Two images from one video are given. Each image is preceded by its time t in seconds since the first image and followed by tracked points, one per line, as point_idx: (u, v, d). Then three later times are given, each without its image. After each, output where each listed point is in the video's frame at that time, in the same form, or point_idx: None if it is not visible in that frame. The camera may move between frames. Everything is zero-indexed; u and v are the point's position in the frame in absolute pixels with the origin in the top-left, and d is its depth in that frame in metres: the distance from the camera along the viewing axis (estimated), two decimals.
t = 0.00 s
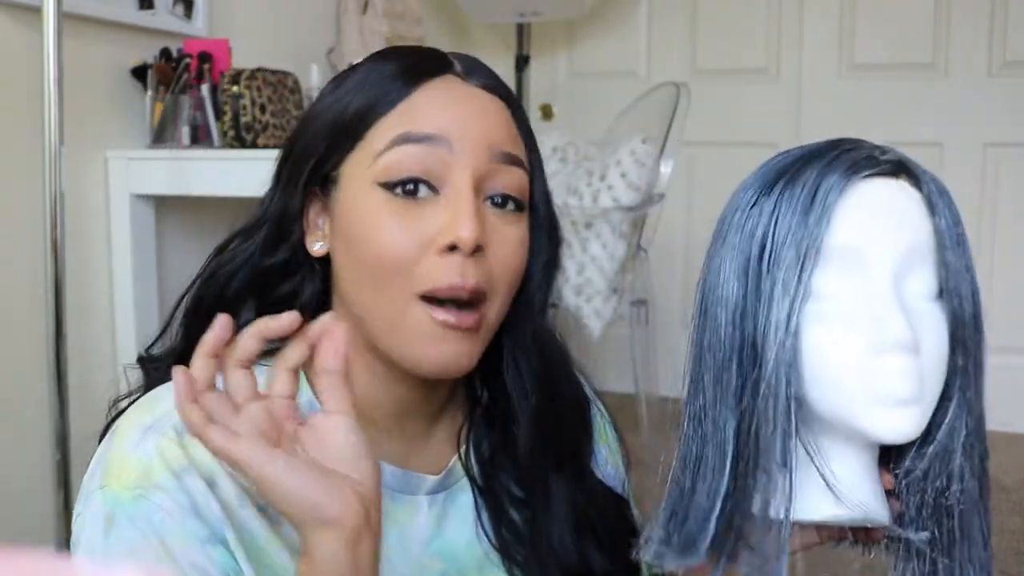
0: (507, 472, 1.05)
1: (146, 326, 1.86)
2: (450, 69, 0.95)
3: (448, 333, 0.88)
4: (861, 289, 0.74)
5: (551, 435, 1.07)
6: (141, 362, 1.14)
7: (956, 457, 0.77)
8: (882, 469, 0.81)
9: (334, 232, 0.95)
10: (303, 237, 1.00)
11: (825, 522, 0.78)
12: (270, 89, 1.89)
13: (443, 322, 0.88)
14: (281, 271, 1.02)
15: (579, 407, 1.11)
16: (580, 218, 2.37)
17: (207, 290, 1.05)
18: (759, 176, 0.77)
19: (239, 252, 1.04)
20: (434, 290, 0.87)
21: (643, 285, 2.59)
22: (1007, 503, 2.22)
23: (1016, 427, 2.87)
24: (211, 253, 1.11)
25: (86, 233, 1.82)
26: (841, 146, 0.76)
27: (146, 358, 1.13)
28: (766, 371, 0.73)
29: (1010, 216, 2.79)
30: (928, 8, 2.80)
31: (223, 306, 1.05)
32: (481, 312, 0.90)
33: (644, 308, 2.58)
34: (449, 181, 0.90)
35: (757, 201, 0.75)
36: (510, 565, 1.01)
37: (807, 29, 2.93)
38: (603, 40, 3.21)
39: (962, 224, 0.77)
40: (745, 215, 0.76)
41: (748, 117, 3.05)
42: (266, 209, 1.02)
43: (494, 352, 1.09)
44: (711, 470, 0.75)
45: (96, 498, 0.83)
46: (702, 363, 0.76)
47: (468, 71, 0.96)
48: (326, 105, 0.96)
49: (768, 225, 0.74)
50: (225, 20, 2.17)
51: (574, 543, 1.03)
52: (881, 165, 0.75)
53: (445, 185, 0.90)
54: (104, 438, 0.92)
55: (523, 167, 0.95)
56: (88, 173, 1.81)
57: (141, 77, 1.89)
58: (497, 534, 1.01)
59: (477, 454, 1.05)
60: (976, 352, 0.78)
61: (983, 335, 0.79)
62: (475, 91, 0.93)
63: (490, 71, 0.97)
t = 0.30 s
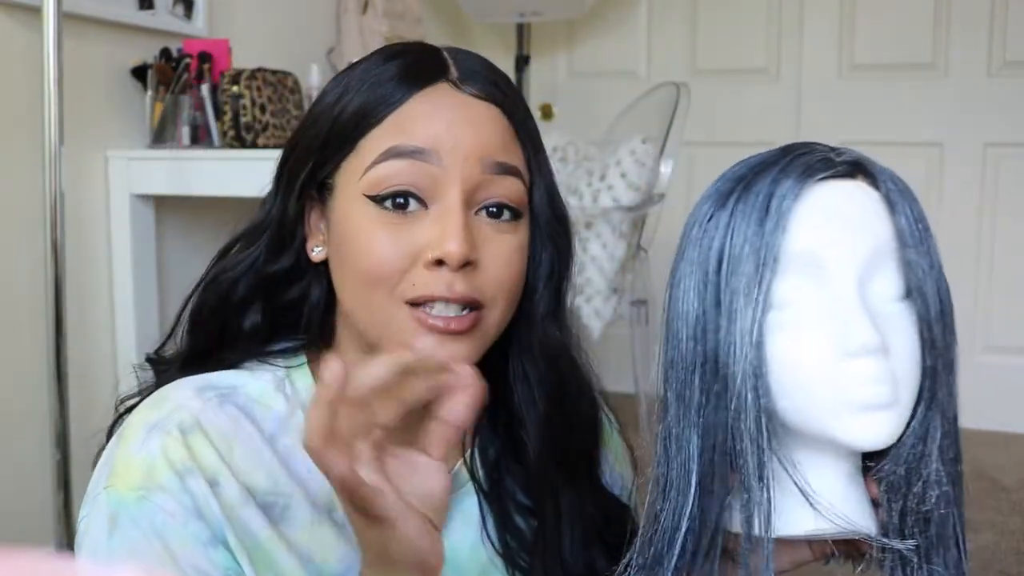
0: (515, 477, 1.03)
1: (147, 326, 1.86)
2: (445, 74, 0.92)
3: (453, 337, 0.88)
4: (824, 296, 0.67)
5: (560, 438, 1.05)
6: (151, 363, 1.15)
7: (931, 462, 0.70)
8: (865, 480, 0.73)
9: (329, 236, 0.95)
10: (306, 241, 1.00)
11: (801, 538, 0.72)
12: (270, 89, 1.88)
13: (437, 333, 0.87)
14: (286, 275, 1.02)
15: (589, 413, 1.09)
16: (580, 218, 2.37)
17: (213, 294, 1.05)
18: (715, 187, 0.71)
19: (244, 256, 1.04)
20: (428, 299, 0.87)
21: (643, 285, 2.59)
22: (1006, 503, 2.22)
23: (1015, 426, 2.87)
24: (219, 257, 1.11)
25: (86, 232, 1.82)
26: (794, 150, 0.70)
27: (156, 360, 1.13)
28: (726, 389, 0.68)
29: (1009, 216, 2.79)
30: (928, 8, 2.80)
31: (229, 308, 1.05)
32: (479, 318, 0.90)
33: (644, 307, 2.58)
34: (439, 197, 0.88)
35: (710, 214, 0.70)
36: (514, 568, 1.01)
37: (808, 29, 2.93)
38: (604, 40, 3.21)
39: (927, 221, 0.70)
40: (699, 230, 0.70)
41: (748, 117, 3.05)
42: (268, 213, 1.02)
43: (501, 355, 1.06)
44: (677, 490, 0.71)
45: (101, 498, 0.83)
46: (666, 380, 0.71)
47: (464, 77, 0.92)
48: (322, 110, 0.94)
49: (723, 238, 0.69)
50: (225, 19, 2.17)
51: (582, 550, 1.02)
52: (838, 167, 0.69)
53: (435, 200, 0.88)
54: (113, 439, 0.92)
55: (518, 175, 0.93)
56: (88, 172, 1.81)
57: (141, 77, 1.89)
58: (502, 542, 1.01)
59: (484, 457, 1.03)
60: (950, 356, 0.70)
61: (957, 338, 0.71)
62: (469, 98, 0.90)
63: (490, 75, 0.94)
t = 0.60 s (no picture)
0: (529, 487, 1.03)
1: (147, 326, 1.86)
2: (458, 74, 0.92)
3: (462, 346, 0.88)
4: (824, 314, 0.68)
5: (570, 441, 1.06)
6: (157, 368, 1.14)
7: (934, 477, 0.71)
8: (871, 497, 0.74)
9: (343, 238, 0.95)
10: (317, 244, 1.00)
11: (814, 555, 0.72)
12: (270, 89, 1.88)
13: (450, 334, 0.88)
14: (299, 279, 1.02)
15: (604, 418, 1.09)
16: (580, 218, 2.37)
17: (222, 299, 1.04)
18: (713, 203, 0.73)
19: (254, 259, 1.03)
20: (448, 304, 0.87)
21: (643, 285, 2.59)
22: (1007, 503, 2.22)
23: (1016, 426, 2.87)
24: (226, 260, 1.09)
25: (86, 232, 1.82)
26: (791, 165, 0.71)
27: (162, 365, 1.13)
28: (728, 410, 0.69)
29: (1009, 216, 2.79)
30: (928, 8, 2.80)
31: (239, 313, 1.03)
32: (490, 322, 0.90)
33: (644, 307, 2.57)
34: (456, 200, 0.88)
35: (709, 231, 0.71)
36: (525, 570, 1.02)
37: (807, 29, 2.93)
38: (604, 40, 3.21)
39: (928, 233, 0.71)
40: (697, 249, 0.71)
41: (748, 117, 3.05)
42: (279, 217, 1.01)
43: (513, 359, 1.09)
44: (683, 512, 0.71)
45: (114, 514, 0.84)
46: (670, 400, 0.72)
47: (478, 76, 0.93)
48: (333, 114, 0.94)
49: (721, 254, 0.70)
50: (225, 19, 2.17)
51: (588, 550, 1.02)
52: (833, 181, 0.70)
53: (452, 202, 0.88)
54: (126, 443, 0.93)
55: (536, 175, 0.93)
56: (88, 172, 1.81)
57: (141, 77, 1.89)
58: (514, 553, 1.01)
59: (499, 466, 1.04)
60: (951, 366, 0.71)
61: (959, 347, 0.72)
62: (484, 100, 0.91)
63: (504, 74, 0.94)
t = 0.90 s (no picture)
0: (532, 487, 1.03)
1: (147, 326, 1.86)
2: (466, 71, 0.92)
3: (491, 333, 0.87)
4: (833, 334, 0.66)
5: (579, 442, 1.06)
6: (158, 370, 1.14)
7: (942, 507, 0.69)
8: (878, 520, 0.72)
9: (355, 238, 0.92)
10: (319, 247, 0.98)
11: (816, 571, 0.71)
12: (270, 89, 1.87)
13: (480, 328, 0.86)
14: (298, 282, 1.02)
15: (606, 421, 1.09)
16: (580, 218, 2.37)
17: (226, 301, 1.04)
18: (735, 215, 0.71)
19: (253, 264, 1.02)
20: (476, 296, 0.85)
21: (643, 285, 2.59)
22: (1008, 503, 2.22)
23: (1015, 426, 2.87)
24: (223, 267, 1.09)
25: (87, 233, 1.82)
26: (814, 180, 0.70)
27: (163, 365, 1.12)
28: (744, 423, 0.68)
29: (1008, 216, 2.79)
30: (927, 8, 2.80)
31: (238, 318, 1.04)
32: (516, 311, 0.88)
33: (643, 308, 2.56)
34: (479, 193, 0.87)
35: (725, 243, 0.70)
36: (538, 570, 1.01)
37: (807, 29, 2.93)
38: (603, 40, 3.21)
39: (951, 256, 0.68)
40: (714, 260, 0.71)
41: (749, 117, 3.05)
42: (278, 221, 1.00)
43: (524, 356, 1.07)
44: (685, 519, 0.72)
45: (111, 518, 0.83)
46: (680, 407, 0.72)
47: (484, 72, 0.93)
48: (336, 115, 0.93)
49: (737, 267, 0.69)
50: (225, 19, 2.17)
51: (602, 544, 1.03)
52: (857, 199, 0.68)
53: (474, 195, 0.87)
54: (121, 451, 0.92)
55: (545, 169, 0.93)
56: (89, 173, 1.81)
57: (141, 77, 1.88)
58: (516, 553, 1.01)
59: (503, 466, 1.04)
60: (974, 396, 0.68)
61: (986, 378, 0.69)
62: (496, 92, 0.91)
63: (505, 70, 0.95)
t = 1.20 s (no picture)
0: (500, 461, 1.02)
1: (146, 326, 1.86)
2: (432, 67, 0.91)
3: (483, 316, 0.86)
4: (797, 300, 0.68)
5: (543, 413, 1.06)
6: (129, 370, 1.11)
7: (901, 472, 0.69)
8: (845, 489, 0.73)
9: (333, 239, 0.90)
10: (289, 248, 0.94)
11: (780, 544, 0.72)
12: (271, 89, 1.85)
13: (475, 319, 0.86)
14: (266, 281, 0.98)
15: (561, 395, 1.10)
16: (580, 218, 2.37)
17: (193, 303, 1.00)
18: (707, 187, 0.72)
19: (216, 267, 0.98)
20: (468, 289, 0.85)
21: (643, 286, 2.58)
22: (1007, 503, 2.22)
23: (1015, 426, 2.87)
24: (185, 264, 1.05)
25: (87, 233, 1.82)
26: (783, 151, 0.70)
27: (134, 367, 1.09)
28: (709, 385, 0.68)
29: (1008, 216, 2.79)
30: (928, 8, 2.80)
31: (205, 318, 1.00)
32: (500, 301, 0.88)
33: (643, 307, 2.55)
34: (464, 188, 0.87)
35: (694, 212, 0.70)
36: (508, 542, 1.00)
37: (807, 29, 2.93)
38: (603, 40, 3.21)
39: (916, 226, 0.68)
40: (684, 226, 0.71)
41: (749, 116, 3.05)
42: (240, 222, 0.95)
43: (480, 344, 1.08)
44: (655, 482, 0.71)
45: (81, 518, 0.83)
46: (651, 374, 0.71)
47: (447, 69, 0.92)
48: (301, 114, 0.89)
49: (704, 234, 0.69)
50: (225, 19, 2.17)
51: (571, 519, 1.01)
52: (823, 169, 0.69)
53: (459, 190, 0.86)
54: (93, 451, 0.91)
55: (511, 161, 0.93)
56: (88, 173, 1.81)
57: (142, 77, 1.89)
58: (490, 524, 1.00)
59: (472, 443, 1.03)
60: (933, 365, 0.69)
61: (948, 348, 0.69)
62: (465, 87, 0.90)
63: (461, 66, 0.94)
